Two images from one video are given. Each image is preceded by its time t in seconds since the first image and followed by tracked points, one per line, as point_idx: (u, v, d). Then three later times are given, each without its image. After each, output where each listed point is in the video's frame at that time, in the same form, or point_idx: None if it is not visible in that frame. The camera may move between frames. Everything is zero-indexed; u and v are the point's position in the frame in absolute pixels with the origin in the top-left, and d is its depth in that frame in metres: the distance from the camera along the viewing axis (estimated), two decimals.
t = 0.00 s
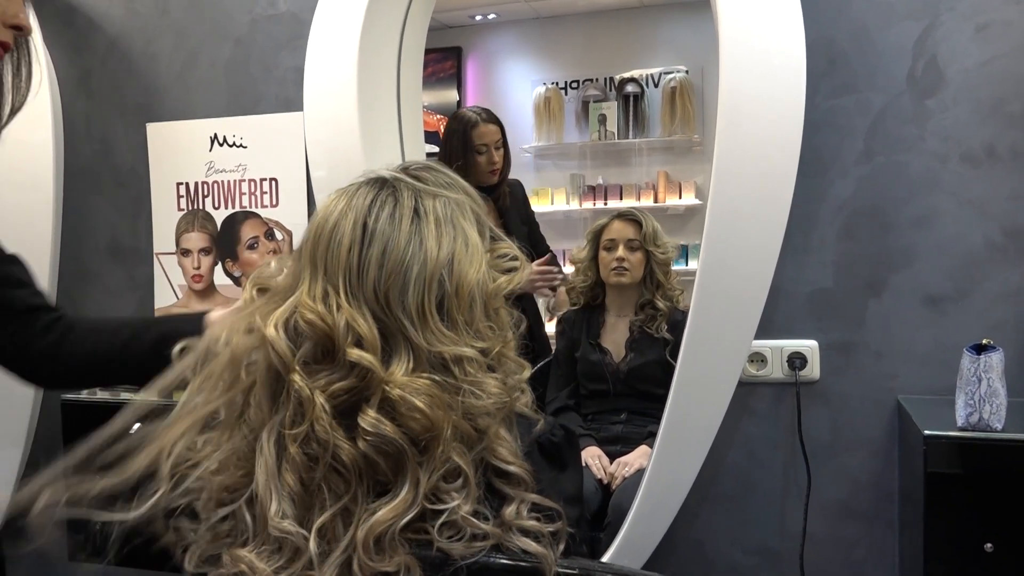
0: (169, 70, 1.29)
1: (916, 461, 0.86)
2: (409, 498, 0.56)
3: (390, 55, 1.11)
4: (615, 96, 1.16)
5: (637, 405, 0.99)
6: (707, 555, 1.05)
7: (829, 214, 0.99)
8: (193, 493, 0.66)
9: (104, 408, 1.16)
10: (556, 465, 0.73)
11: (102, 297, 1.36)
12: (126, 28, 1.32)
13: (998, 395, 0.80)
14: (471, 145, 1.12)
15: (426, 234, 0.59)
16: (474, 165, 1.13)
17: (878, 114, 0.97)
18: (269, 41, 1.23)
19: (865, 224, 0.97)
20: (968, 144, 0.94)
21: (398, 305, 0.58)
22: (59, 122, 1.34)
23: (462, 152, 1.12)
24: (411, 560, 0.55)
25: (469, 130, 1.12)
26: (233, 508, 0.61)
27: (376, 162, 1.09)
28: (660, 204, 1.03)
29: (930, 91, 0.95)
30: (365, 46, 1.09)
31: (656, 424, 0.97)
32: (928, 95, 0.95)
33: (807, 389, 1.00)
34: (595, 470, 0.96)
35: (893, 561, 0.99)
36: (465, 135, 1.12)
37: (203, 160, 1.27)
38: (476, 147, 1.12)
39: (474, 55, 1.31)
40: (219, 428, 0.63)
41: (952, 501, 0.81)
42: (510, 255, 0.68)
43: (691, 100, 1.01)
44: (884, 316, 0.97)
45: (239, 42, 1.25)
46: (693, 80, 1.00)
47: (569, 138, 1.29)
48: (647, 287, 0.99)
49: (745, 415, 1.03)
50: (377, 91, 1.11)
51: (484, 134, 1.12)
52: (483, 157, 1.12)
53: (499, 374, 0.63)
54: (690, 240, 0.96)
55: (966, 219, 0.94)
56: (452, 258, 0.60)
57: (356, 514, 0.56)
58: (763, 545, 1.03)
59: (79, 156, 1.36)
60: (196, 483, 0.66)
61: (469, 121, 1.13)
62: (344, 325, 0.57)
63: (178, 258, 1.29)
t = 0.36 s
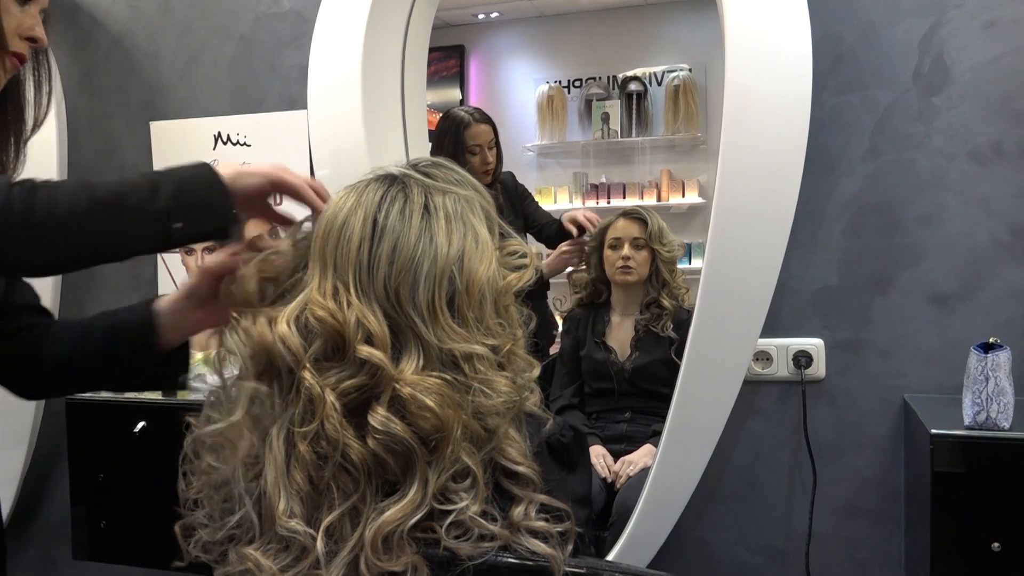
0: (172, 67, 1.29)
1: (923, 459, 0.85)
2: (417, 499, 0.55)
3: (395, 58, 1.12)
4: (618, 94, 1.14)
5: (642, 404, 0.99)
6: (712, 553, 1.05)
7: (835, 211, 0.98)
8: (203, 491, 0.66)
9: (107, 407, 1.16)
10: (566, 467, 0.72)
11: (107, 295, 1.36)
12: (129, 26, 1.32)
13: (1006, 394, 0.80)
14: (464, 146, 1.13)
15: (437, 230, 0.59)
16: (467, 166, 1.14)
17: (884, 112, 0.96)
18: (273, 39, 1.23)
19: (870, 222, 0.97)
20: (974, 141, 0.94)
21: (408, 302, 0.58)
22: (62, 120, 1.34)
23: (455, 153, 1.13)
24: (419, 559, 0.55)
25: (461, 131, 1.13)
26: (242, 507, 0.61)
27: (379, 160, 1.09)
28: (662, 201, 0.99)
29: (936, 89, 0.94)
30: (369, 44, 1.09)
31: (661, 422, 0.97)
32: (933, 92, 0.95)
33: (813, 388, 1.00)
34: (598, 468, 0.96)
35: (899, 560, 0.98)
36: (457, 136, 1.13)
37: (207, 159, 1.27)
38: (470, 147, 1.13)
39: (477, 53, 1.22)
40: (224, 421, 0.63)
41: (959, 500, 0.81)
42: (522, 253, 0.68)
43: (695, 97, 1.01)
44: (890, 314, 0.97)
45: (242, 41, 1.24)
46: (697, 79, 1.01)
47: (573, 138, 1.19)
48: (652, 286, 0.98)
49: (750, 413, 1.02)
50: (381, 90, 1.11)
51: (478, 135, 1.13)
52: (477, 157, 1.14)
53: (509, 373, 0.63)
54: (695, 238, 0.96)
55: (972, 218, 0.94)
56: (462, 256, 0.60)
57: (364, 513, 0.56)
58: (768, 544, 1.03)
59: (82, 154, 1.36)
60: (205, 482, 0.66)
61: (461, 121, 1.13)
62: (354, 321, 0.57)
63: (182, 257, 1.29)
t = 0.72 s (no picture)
0: (174, 66, 1.29)
1: (926, 458, 0.85)
2: (417, 500, 0.56)
3: (397, 55, 1.11)
4: (620, 93, 1.14)
5: (644, 404, 0.98)
6: (714, 553, 1.05)
7: (838, 211, 0.98)
8: (201, 491, 0.66)
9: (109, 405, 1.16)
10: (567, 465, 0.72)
11: (109, 294, 1.36)
12: (131, 24, 1.32)
13: (1009, 394, 0.80)
14: (467, 144, 1.11)
15: (431, 233, 0.59)
16: (471, 164, 1.12)
17: (887, 111, 0.96)
18: (275, 37, 1.22)
19: (874, 221, 0.97)
20: (978, 141, 0.93)
21: (401, 306, 0.58)
22: (64, 119, 1.34)
23: (458, 151, 1.12)
24: (421, 560, 0.55)
25: (465, 128, 1.12)
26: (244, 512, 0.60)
27: (381, 158, 1.09)
28: (664, 200, 1.01)
29: (939, 88, 0.94)
30: (371, 42, 1.08)
31: (662, 422, 0.97)
32: (937, 91, 0.94)
33: (815, 387, 1.00)
34: (600, 467, 0.96)
35: (901, 560, 0.98)
36: (461, 133, 1.12)
37: (209, 157, 1.27)
38: (474, 145, 1.11)
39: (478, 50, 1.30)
40: (222, 428, 0.61)
41: (961, 500, 0.81)
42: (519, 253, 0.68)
43: (698, 96, 1.00)
44: (893, 314, 0.96)
45: (244, 39, 1.24)
46: (699, 78, 1.00)
47: (574, 136, 1.25)
48: (654, 284, 0.98)
49: (752, 412, 1.02)
50: (383, 88, 1.10)
51: (480, 134, 1.12)
52: (481, 155, 1.12)
53: (506, 374, 0.62)
54: (696, 237, 0.95)
55: (975, 217, 0.94)
56: (456, 258, 0.59)
57: (363, 515, 0.56)
58: (770, 544, 1.03)
59: (84, 153, 1.36)
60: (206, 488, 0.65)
61: (465, 119, 1.12)
62: (348, 325, 0.57)
63: (184, 255, 1.29)
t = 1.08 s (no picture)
0: (175, 68, 1.30)
1: (926, 457, 0.85)
2: (414, 500, 0.56)
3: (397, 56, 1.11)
4: (620, 93, 1.16)
5: (645, 404, 0.98)
6: (714, 552, 1.05)
7: (838, 211, 0.98)
8: (201, 490, 0.67)
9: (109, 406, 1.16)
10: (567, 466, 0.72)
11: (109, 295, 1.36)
12: (132, 26, 1.32)
13: (1009, 393, 0.80)
14: (473, 141, 1.13)
15: (427, 235, 0.59)
16: (477, 161, 1.13)
17: (887, 111, 0.96)
18: (276, 39, 1.23)
19: (874, 222, 0.97)
20: (978, 140, 0.93)
21: (397, 309, 0.58)
22: (65, 120, 1.34)
23: (463, 149, 1.13)
24: (419, 560, 0.55)
25: (470, 125, 1.13)
26: (241, 508, 0.61)
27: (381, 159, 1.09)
28: (665, 201, 1.00)
29: (939, 88, 0.94)
30: (370, 43, 1.09)
31: (663, 422, 0.97)
32: (937, 91, 0.94)
33: (815, 387, 1.00)
34: (600, 468, 0.96)
35: (902, 560, 0.98)
36: (466, 130, 1.13)
37: (209, 158, 1.27)
38: (478, 142, 1.13)
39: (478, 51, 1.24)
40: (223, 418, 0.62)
41: (962, 499, 0.81)
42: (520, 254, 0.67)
43: (698, 97, 1.00)
44: (893, 314, 0.97)
45: (245, 40, 1.25)
46: (700, 78, 1.00)
47: (575, 137, 1.24)
48: (655, 285, 0.98)
49: (752, 413, 1.02)
50: (384, 89, 1.11)
51: (485, 131, 1.13)
52: (486, 152, 1.13)
53: (504, 377, 0.62)
54: (697, 238, 0.95)
55: (975, 217, 0.94)
56: (453, 261, 0.59)
57: (361, 515, 0.56)
58: (770, 543, 1.03)
59: (85, 154, 1.36)
60: (206, 484, 0.65)
61: (469, 117, 1.13)
62: (344, 326, 0.57)
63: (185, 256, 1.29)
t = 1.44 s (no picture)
0: (175, 69, 1.30)
1: (926, 456, 0.85)
2: (411, 499, 0.56)
3: (397, 56, 1.11)
4: (621, 92, 1.15)
5: (646, 403, 0.98)
6: (714, 551, 1.05)
7: (837, 210, 0.98)
8: (201, 488, 0.67)
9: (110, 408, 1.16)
10: (566, 465, 0.73)
11: (111, 296, 1.36)
12: (132, 27, 1.32)
13: (1008, 391, 0.80)
14: (485, 141, 1.09)
15: (424, 234, 0.59)
16: (487, 161, 1.10)
17: (886, 109, 0.96)
18: (275, 40, 1.23)
19: (873, 220, 0.97)
20: (977, 139, 0.93)
21: (393, 307, 0.58)
22: (66, 121, 1.34)
23: (474, 150, 1.09)
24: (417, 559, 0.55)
25: (481, 125, 1.10)
26: (240, 506, 0.61)
27: (381, 159, 1.09)
28: (666, 200, 1.02)
29: (938, 86, 0.94)
30: (370, 43, 1.09)
31: (663, 421, 0.97)
32: (936, 89, 0.94)
33: (815, 386, 1.00)
34: (601, 467, 0.96)
35: (902, 558, 0.98)
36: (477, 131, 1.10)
37: (210, 159, 1.27)
38: (490, 143, 1.09)
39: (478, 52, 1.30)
40: (223, 416, 0.63)
41: (961, 497, 0.81)
42: (517, 255, 0.67)
43: (698, 96, 1.00)
44: (892, 312, 0.97)
45: (245, 41, 1.25)
46: (700, 77, 1.01)
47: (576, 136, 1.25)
48: (656, 285, 0.98)
49: (753, 412, 1.02)
50: (384, 88, 1.11)
51: (496, 131, 1.10)
52: (497, 153, 1.10)
53: (501, 376, 0.63)
54: (698, 237, 0.96)
55: (974, 215, 0.94)
56: (448, 259, 0.59)
57: (358, 513, 0.56)
58: (770, 542, 1.03)
59: (86, 155, 1.37)
60: (206, 481, 0.66)
61: (481, 117, 1.10)
62: (340, 324, 0.57)
63: (186, 257, 1.29)
